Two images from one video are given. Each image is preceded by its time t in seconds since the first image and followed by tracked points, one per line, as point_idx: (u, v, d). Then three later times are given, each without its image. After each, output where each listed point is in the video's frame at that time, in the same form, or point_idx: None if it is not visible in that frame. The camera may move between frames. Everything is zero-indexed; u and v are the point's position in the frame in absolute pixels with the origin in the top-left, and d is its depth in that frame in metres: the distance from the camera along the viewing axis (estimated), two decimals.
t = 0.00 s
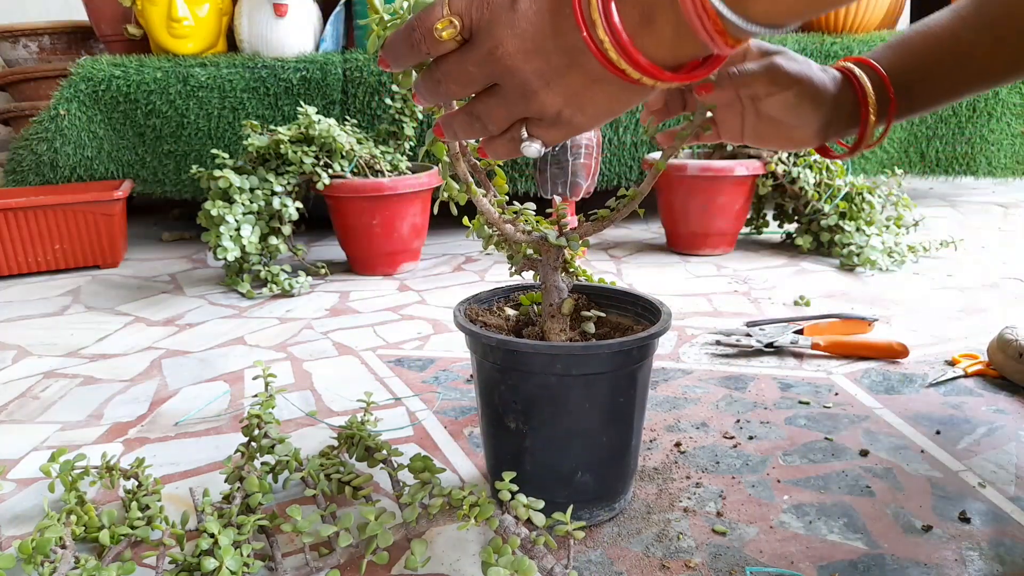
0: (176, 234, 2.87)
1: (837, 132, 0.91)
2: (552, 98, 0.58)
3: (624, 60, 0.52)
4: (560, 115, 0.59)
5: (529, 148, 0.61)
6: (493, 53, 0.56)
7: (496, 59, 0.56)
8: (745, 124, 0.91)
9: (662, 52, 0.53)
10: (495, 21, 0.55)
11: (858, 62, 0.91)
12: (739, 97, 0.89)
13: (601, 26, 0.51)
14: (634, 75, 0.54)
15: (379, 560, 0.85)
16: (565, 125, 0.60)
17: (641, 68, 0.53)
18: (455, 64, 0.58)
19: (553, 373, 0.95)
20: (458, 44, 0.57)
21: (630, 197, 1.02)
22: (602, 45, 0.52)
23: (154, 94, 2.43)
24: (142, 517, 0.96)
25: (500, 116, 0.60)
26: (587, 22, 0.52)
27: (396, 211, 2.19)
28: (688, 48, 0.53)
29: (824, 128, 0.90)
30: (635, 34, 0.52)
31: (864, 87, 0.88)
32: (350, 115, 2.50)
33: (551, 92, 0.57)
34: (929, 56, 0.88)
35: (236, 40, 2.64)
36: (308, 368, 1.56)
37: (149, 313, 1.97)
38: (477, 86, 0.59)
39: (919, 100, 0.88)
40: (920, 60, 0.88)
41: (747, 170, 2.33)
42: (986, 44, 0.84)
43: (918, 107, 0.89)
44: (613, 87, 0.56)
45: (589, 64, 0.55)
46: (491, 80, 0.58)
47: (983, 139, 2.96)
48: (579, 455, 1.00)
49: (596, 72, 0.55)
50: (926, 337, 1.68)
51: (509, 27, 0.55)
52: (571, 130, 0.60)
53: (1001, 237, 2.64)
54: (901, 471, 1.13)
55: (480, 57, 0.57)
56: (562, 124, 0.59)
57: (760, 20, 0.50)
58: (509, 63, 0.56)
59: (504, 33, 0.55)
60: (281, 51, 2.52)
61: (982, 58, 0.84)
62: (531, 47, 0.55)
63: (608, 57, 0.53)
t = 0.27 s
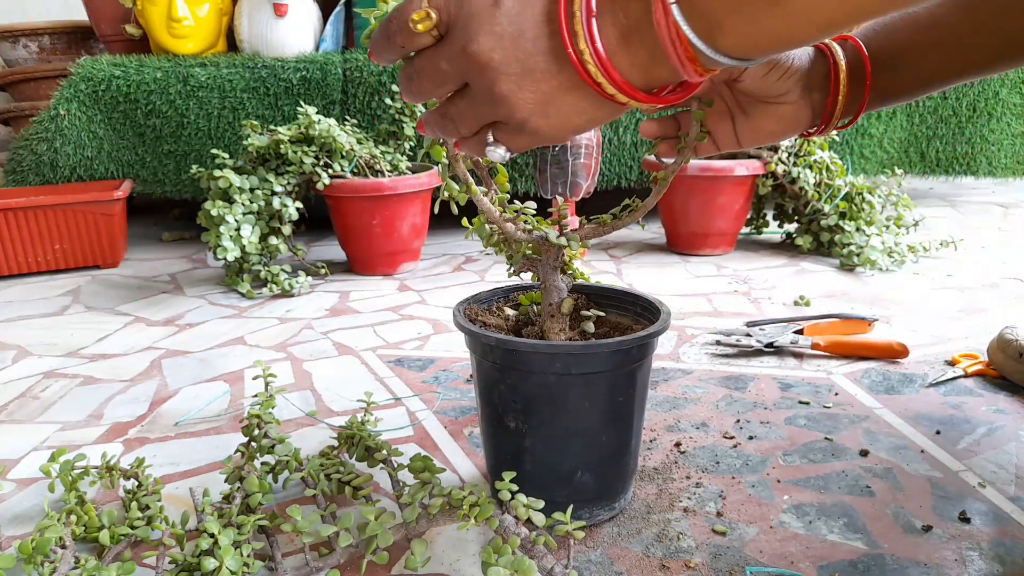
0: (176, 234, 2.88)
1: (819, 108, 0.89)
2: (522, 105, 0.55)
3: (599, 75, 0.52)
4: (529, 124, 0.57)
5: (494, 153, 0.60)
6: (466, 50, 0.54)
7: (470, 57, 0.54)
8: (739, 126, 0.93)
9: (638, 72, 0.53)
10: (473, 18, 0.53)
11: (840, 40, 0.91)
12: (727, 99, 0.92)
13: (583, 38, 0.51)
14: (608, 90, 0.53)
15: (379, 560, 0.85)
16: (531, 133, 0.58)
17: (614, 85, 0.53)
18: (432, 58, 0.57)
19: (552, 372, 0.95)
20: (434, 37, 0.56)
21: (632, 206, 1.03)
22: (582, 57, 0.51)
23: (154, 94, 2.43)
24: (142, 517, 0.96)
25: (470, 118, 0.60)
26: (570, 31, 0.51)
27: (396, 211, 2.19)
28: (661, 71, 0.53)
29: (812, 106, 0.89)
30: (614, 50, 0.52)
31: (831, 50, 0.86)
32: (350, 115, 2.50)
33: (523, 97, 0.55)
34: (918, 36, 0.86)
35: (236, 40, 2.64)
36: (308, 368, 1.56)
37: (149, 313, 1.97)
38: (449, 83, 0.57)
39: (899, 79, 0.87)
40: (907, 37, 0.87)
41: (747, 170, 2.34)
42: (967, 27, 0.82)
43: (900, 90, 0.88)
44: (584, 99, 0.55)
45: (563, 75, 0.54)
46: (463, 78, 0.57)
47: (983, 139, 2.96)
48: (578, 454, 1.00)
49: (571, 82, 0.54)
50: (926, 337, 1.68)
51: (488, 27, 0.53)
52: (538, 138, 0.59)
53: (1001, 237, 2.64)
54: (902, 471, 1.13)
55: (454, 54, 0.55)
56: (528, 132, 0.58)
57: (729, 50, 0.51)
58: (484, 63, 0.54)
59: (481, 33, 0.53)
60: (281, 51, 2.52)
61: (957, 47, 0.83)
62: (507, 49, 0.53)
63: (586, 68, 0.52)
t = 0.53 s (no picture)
0: (176, 234, 2.87)
1: (830, 97, 0.82)
2: (482, 114, 0.49)
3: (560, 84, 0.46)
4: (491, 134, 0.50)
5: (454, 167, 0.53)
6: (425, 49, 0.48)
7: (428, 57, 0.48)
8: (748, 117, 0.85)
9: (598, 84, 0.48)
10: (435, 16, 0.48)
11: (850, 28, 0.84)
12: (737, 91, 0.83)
13: (549, 44, 0.45)
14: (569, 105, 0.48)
15: (379, 560, 0.85)
16: (489, 146, 0.51)
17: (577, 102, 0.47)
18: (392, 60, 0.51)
19: (551, 372, 0.95)
20: (395, 38, 0.51)
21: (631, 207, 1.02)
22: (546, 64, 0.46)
23: (154, 94, 2.43)
24: (142, 517, 0.96)
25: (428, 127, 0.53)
26: (534, 36, 0.46)
27: (396, 211, 2.19)
28: (619, 91, 0.48)
29: (825, 99, 0.82)
30: (579, 62, 0.47)
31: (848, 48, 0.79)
32: (350, 115, 2.50)
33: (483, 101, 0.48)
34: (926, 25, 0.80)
35: (236, 40, 2.64)
36: (308, 368, 1.56)
37: (149, 313, 1.97)
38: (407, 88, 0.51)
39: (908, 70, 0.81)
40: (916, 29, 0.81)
41: (747, 170, 2.34)
42: (982, 14, 0.76)
43: (909, 76, 0.81)
44: (546, 111, 0.49)
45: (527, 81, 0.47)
46: (422, 83, 0.50)
47: (983, 139, 2.96)
48: (578, 454, 1.00)
49: (533, 91, 0.48)
50: (926, 337, 1.68)
51: (449, 27, 0.47)
52: (498, 153, 0.52)
53: (1001, 237, 2.64)
54: (901, 471, 1.13)
55: (413, 54, 0.49)
56: (485, 143, 0.50)
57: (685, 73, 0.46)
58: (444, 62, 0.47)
59: (441, 31, 0.47)
60: (281, 51, 2.52)
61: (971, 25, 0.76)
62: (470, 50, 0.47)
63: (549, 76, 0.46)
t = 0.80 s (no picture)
0: (176, 233, 2.87)
1: (815, 73, 0.81)
2: (448, 100, 0.52)
3: (524, 73, 0.50)
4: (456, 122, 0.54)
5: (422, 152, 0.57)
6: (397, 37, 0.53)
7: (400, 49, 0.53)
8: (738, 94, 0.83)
9: (559, 79, 0.52)
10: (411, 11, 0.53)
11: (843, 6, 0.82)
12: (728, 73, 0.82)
13: (517, 37, 0.50)
14: (531, 95, 0.51)
15: (379, 560, 0.85)
16: (453, 137, 0.54)
17: (539, 93, 0.51)
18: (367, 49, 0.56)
19: (551, 372, 0.95)
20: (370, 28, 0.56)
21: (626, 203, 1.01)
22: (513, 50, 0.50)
23: (154, 94, 2.43)
24: (142, 517, 0.96)
25: (400, 118, 0.56)
26: (503, 31, 0.50)
27: (396, 211, 2.19)
28: (582, 87, 0.53)
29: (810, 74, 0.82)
30: (545, 56, 0.51)
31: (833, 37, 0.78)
32: (350, 115, 2.50)
33: (448, 87, 0.52)
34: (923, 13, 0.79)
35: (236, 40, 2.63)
36: (308, 368, 1.56)
37: (149, 313, 1.97)
38: (379, 75, 0.55)
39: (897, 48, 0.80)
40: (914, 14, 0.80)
41: (747, 170, 2.34)
42: None
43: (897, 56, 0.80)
44: (510, 104, 0.53)
45: (493, 74, 0.51)
46: (392, 74, 0.54)
47: (983, 139, 2.96)
48: (578, 455, 1.00)
49: (498, 85, 0.52)
50: (926, 337, 1.68)
51: (421, 22, 0.52)
52: (461, 144, 0.55)
53: (1001, 237, 2.64)
54: (901, 471, 1.13)
55: (386, 41, 0.54)
56: (448, 135, 0.54)
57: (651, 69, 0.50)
58: (415, 51, 0.52)
59: (411, 23, 0.52)
60: (281, 51, 2.52)
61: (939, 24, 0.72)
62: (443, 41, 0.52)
63: (516, 63, 0.50)
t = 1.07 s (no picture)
0: (176, 233, 2.88)
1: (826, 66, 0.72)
2: (473, 137, 0.52)
3: (546, 105, 0.50)
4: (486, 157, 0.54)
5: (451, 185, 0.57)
6: (415, 86, 0.51)
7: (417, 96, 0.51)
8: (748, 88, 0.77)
9: (581, 103, 0.51)
10: (421, 56, 0.51)
11: None
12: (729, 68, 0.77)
13: (534, 72, 0.49)
14: (555, 123, 0.51)
15: (379, 561, 0.85)
16: (482, 167, 0.55)
17: (564, 123, 0.51)
18: (378, 97, 0.53)
19: (552, 374, 0.95)
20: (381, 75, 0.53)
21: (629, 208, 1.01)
22: (532, 87, 0.50)
23: (154, 94, 2.43)
24: (142, 517, 0.96)
25: (419, 157, 0.56)
26: (518, 62, 0.50)
27: (396, 211, 2.19)
28: (601, 104, 0.52)
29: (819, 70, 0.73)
30: (562, 76, 0.51)
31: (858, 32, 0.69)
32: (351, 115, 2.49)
33: (474, 129, 0.52)
34: None
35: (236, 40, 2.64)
36: (308, 368, 1.56)
37: (149, 313, 1.97)
38: (395, 123, 0.54)
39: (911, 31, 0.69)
40: None
41: (747, 170, 2.34)
42: None
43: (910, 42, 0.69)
44: (533, 131, 0.52)
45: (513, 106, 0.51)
46: (411, 119, 0.53)
47: (983, 139, 2.96)
48: (579, 456, 1.00)
49: (521, 115, 0.51)
50: (926, 337, 1.68)
51: (434, 63, 0.50)
52: (491, 172, 0.55)
53: (1002, 237, 2.64)
54: (901, 471, 1.13)
55: (401, 91, 0.52)
56: (480, 166, 0.54)
57: (666, 81, 0.50)
58: (435, 99, 0.51)
59: (426, 67, 0.51)
60: (281, 51, 2.52)
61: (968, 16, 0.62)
62: (462, 84, 0.51)
63: (535, 97, 0.50)
